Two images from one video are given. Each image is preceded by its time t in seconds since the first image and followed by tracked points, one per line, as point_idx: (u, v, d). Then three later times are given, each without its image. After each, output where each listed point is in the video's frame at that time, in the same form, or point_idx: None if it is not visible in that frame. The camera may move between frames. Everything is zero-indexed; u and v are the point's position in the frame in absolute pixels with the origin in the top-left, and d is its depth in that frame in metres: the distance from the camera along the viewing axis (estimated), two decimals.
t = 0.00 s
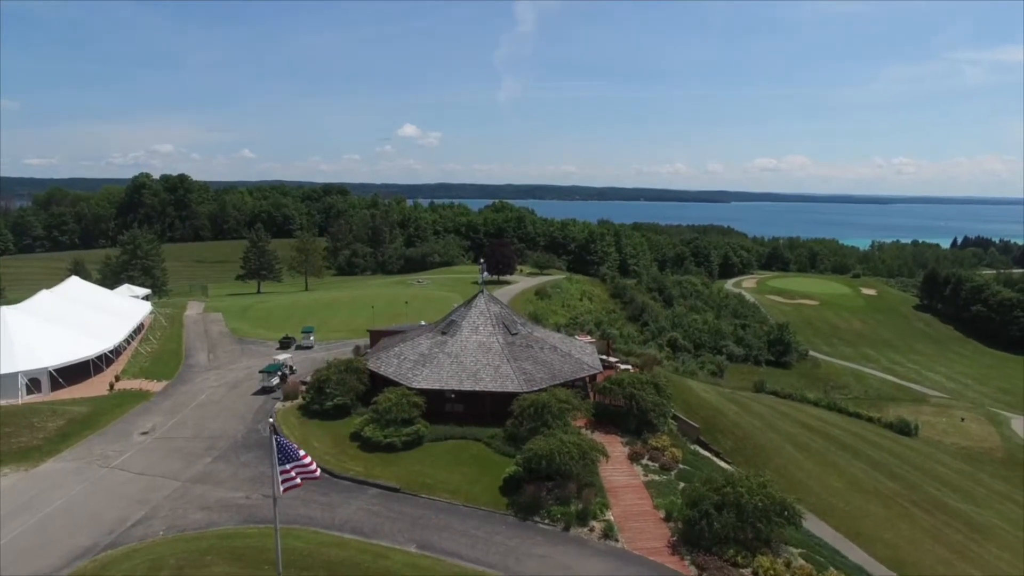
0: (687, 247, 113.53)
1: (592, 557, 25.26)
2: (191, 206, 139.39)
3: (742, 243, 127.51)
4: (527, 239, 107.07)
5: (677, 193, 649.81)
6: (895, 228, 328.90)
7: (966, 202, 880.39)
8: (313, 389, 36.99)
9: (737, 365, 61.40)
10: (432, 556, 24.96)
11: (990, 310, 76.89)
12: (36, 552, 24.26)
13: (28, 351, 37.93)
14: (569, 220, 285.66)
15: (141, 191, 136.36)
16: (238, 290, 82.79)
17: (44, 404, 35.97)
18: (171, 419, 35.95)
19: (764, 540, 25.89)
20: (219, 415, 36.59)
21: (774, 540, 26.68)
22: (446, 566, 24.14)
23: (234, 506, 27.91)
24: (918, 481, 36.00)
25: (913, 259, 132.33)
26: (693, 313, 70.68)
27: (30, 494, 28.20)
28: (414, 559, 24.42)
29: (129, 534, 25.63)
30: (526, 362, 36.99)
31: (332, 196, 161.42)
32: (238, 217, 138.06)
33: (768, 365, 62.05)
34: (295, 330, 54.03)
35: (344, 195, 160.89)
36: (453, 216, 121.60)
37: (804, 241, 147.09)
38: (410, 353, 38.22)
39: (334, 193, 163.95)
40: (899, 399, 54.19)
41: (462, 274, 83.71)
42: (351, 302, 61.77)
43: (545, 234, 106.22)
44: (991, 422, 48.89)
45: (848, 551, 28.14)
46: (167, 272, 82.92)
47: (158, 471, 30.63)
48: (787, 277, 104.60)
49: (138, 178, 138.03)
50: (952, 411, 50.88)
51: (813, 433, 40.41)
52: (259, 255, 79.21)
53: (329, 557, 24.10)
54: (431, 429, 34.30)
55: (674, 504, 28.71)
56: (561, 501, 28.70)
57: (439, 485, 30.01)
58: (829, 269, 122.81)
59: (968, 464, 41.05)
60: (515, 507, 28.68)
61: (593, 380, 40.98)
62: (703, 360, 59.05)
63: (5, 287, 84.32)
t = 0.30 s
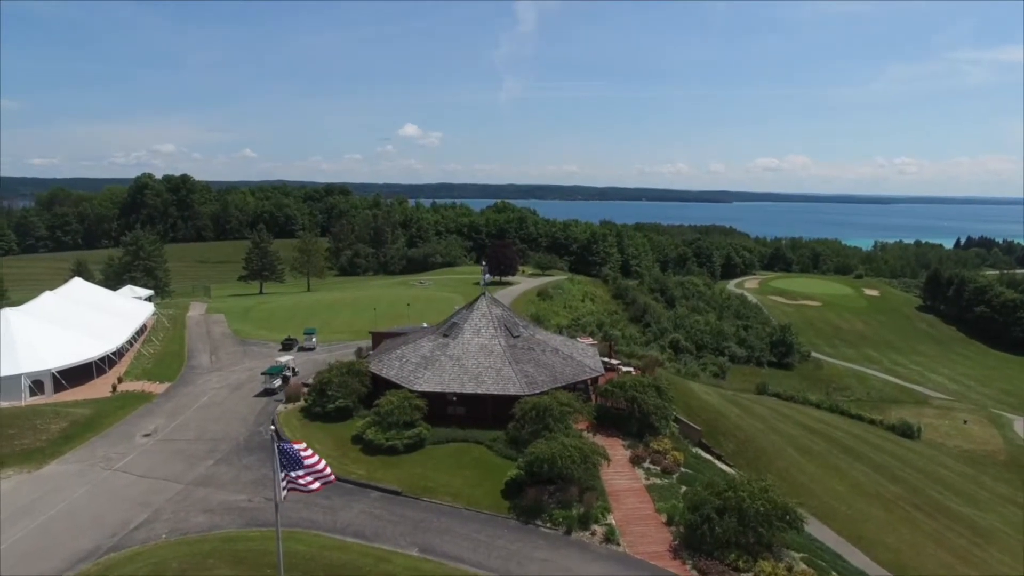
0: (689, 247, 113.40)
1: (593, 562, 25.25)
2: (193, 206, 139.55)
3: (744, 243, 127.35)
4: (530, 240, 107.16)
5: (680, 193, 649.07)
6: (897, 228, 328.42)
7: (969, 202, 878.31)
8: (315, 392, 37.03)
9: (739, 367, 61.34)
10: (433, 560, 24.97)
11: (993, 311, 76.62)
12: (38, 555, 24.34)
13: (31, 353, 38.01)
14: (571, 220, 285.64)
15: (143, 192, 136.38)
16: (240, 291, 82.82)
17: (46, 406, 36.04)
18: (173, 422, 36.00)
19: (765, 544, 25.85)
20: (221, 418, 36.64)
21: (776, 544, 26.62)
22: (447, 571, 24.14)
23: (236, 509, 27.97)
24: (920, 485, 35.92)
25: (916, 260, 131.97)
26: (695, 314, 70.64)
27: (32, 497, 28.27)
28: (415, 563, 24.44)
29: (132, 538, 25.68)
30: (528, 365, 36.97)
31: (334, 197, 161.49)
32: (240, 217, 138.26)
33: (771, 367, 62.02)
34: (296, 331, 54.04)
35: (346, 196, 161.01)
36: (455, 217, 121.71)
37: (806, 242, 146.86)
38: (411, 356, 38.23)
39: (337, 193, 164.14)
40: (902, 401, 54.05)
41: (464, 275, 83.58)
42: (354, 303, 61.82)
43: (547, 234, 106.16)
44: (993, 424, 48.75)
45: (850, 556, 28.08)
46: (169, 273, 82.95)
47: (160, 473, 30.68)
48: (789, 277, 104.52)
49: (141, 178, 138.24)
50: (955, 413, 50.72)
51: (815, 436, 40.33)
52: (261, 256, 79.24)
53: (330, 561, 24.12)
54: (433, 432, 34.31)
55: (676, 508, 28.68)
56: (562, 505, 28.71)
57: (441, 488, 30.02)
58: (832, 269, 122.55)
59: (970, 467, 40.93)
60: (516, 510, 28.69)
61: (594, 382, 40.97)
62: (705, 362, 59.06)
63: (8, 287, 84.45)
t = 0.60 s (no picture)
0: (699, 248, 112.97)
1: (601, 567, 25.22)
2: (204, 207, 140.46)
3: (754, 244, 126.66)
4: (539, 241, 106.96)
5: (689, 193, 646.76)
6: (909, 228, 325.63)
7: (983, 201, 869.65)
8: (324, 394, 37.22)
9: (749, 369, 61.10)
10: (442, 564, 25.03)
11: (1007, 313, 75.82)
12: (52, 555, 24.61)
13: (44, 354, 38.41)
14: (580, 220, 285.46)
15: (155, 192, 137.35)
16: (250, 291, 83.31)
17: (60, 407, 36.41)
18: (184, 423, 36.27)
19: (774, 551, 25.68)
20: (231, 419, 36.89)
21: (785, 551, 26.46)
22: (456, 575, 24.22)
23: (247, 510, 28.16)
24: (932, 490, 35.61)
25: (929, 261, 130.88)
26: (705, 316, 70.36)
27: (46, 497, 28.58)
28: (424, 567, 24.52)
29: (144, 539, 25.91)
30: (537, 368, 36.98)
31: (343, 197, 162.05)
32: (250, 217, 139.13)
33: (780, 369, 61.79)
34: (306, 332, 54.29)
35: (355, 196, 161.56)
36: (464, 217, 121.90)
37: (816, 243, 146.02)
38: (420, 358, 38.32)
39: (346, 194, 164.78)
40: (913, 404, 53.63)
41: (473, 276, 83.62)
42: (363, 304, 62.05)
43: (556, 235, 106.08)
44: (1007, 429, 48.25)
45: (861, 563, 27.88)
46: (181, 273, 83.57)
47: (171, 474, 30.94)
48: (799, 278, 103.93)
49: (152, 178, 139.22)
50: (968, 417, 50.26)
51: (826, 440, 40.07)
52: (271, 257, 79.65)
53: (339, 564, 24.25)
54: (442, 435, 34.40)
55: (685, 513, 28.60)
56: (571, 509, 28.70)
57: (450, 492, 30.08)
58: (843, 270, 121.78)
59: (983, 472, 40.55)
60: (525, 514, 28.72)
61: (604, 385, 40.91)
62: (714, 364, 58.88)
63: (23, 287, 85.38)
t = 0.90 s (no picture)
0: (709, 249, 112.49)
1: (609, 573, 25.19)
2: (215, 207, 141.38)
3: (765, 245, 125.99)
4: (548, 242, 106.86)
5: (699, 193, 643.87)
6: (922, 229, 322.81)
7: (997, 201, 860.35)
8: (333, 396, 37.40)
9: (759, 371, 60.83)
10: (450, 567, 25.10)
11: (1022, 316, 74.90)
12: (65, 555, 24.89)
13: (58, 355, 38.84)
14: (589, 220, 285.19)
15: (166, 193, 138.34)
16: (260, 291, 83.84)
17: (73, 408, 36.81)
18: (194, 424, 36.56)
19: (783, 557, 25.53)
20: (241, 421, 37.16)
21: (794, 557, 26.30)
22: None
23: (256, 512, 28.36)
24: (943, 496, 35.29)
25: (942, 262, 129.52)
26: (715, 317, 70.10)
27: (60, 497, 28.92)
28: (432, 571, 24.60)
29: (155, 540, 26.15)
30: (546, 371, 36.98)
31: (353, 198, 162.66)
32: (261, 218, 140.19)
33: (791, 371, 61.47)
34: (316, 333, 54.56)
35: (365, 197, 162.05)
36: (473, 218, 122.02)
37: (828, 243, 144.94)
38: (429, 361, 38.42)
39: (356, 194, 165.54)
40: (925, 409, 53.17)
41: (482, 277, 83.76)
42: (372, 305, 62.27)
43: (565, 236, 105.98)
44: (1021, 434, 47.73)
45: (871, 570, 27.70)
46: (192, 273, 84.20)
47: (182, 476, 31.22)
48: (810, 280, 103.27)
49: (164, 179, 140.27)
50: (981, 422, 49.75)
51: (836, 445, 39.80)
52: (281, 257, 80.07)
53: (348, 567, 24.39)
54: (450, 438, 34.50)
55: (693, 519, 28.50)
56: (578, 513, 28.70)
57: (458, 495, 30.15)
58: (854, 272, 120.82)
59: (997, 478, 40.15)
60: (533, 518, 28.73)
61: (612, 388, 40.87)
62: (724, 366, 58.70)
63: (37, 287, 86.36)
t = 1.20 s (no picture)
0: (709, 250, 112.47)
1: None
2: (216, 208, 141.38)
3: (765, 245, 126.02)
4: (548, 242, 106.81)
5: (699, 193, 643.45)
6: (923, 229, 322.66)
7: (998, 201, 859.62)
8: (334, 398, 37.44)
9: (759, 372, 60.83)
10: (450, 571, 25.12)
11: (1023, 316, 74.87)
12: (67, 559, 24.94)
13: (60, 357, 38.91)
14: (590, 220, 285.04)
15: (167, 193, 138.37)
16: (261, 292, 83.85)
17: (74, 410, 36.89)
18: (195, 426, 36.61)
19: (783, 562, 25.55)
20: (242, 423, 37.21)
21: (794, 561, 26.31)
22: None
23: (257, 515, 28.39)
24: (944, 499, 35.30)
25: (943, 263, 129.45)
26: (715, 318, 70.10)
27: (62, 500, 28.98)
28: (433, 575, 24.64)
29: (156, 543, 26.19)
30: (546, 374, 37.02)
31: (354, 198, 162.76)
32: (261, 219, 140.22)
33: (791, 372, 61.51)
34: (317, 334, 54.61)
35: (366, 197, 162.06)
36: (474, 219, 122.03)
37: (828, 244, 144.89)
38: (429, 363, 38.45)
39: (357, 194, 165.59)
40: (926, 410, 53.17)
41: (482, 278, 83.79)
42: (373, 306, 62.32)
43: (566, 237, 105.97)
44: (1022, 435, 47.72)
45: (871, 573, 27.73)
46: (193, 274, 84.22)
47: (183, 478, 31.27)
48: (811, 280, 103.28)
49: (165, 180, 140.32)
50: (982, 424, 49.75)
51: (836, 447, 39.82)
52: (282, 258, 80.11)
53: (349, 571, 24.43)
54: (451, 441, 34.53)
55: (693, 522, 28.53)
56: (579, 517, 28.74)
57: (459, 498, 30.19)
58: (855, 272, 120.80)
59: (997, 480, 40.15)
60: (533, 521, 28.76)
61: (612, 391, 40.90)
62: (724, 367, 58.71)
63: (38, 288, 86.37)
